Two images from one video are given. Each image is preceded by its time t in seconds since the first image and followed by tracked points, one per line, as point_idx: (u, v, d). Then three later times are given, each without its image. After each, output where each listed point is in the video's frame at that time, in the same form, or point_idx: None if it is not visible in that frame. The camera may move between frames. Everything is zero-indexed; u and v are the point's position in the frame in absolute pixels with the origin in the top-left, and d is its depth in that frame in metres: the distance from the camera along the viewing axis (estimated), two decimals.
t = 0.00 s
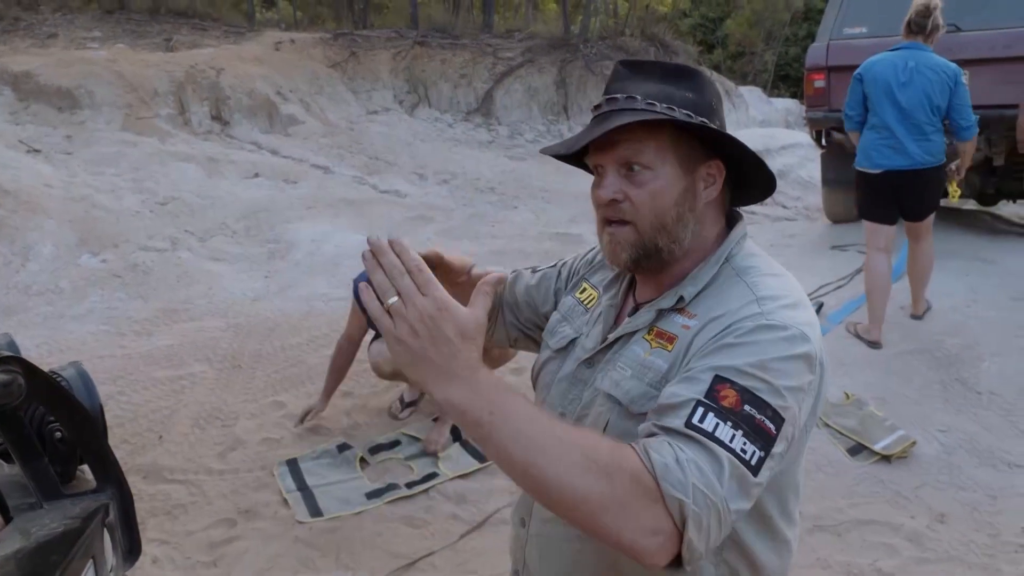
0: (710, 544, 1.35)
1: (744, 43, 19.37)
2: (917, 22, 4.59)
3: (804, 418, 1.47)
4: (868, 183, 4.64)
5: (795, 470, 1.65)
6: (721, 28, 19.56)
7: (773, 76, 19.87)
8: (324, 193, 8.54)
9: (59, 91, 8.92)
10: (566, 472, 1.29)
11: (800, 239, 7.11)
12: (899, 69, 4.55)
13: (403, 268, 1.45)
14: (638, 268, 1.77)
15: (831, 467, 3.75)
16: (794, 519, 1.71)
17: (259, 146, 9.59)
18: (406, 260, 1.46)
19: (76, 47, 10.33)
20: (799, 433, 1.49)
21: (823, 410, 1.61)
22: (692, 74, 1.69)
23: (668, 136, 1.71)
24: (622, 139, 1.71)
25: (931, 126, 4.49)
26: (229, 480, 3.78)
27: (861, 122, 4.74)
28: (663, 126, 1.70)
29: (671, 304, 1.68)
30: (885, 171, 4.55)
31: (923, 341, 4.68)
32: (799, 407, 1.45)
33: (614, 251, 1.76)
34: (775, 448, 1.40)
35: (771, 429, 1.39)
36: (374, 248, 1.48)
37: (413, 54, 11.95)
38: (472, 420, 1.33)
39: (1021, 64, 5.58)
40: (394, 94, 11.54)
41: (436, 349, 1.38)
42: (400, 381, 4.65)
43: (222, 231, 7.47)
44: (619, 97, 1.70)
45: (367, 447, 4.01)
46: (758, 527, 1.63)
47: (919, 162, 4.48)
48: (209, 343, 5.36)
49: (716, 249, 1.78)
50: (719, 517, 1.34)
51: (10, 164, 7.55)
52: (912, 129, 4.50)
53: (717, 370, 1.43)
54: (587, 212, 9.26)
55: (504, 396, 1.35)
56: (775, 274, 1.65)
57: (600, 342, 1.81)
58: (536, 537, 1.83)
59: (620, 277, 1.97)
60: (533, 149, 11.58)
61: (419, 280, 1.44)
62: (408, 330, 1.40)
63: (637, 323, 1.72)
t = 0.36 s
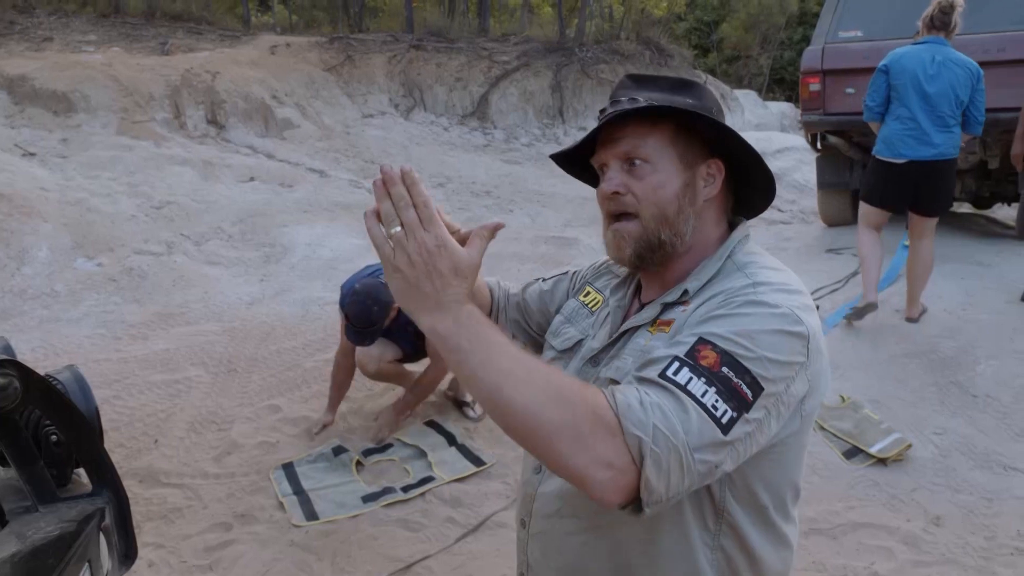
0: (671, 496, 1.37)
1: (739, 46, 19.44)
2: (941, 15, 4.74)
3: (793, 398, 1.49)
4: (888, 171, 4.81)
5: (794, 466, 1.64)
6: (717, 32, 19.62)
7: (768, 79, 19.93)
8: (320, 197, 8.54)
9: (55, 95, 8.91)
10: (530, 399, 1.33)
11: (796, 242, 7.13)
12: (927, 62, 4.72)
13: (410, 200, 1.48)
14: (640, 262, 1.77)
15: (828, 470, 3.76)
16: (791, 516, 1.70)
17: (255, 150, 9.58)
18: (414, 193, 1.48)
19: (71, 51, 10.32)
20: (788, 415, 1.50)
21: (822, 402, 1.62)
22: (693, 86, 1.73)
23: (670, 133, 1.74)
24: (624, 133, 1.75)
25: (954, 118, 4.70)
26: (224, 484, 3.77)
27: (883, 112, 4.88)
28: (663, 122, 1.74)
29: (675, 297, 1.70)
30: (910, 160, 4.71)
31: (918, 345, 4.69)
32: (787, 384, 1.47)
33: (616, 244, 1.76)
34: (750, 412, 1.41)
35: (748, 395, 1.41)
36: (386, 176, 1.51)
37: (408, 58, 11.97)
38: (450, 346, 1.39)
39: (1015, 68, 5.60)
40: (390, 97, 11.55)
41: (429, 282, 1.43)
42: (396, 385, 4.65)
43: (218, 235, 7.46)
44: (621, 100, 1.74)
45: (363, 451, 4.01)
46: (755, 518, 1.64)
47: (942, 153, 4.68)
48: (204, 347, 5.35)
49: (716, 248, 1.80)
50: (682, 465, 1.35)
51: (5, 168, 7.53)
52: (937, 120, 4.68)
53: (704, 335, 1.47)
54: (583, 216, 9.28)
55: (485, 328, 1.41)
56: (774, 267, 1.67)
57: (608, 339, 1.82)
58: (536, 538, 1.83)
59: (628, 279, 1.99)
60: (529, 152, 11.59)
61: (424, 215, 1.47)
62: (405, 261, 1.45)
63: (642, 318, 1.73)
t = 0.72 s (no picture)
0: (641, 459, 1.39)
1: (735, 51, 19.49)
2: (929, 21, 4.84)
3: (781, 387, 1.51)
4: (887, 172, 4.83)
5: (788, 466, 1.63)
6: (713, 37, 19.68)
7: (765, 84, 19.97)
8: (317, 203, 8.54)
9: (52, 102, 8.91)
10: (513, 346, 1.36)
11: (793, 247, 7.14)
12: (922, 64, 4.77)
13: (434, 155, 1.50)
14: (657, 262, 1.76)
15: (825, 474, 3.76)
16: (783, 518, 1.69)
17: (253, 156, 9.59)
18: (438, 149, 1.50)
19: (68, 58, 10.33)
20: (775, 403, 1.52)
21: (815, 404, 1.62)
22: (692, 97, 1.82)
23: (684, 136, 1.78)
24: (640, 134, 1.78)
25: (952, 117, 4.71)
26: (223, 490, 3.77)
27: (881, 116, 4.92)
28: (677, 124, 1.79)
29: (675, 292, 1.72)
30: (909, 159, 4.73)
31: (915, 348, 4.70)
32: (775, 371, 1.49)
33: (635, 242, 1.75)
34: (731, 389, 1.44)
35: (729, 371, 1.44)
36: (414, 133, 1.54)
37: (406, 63, 11.99)
38: (448, 293, 1.42)
39: (1011, 71, 5.62)
40: (387, 103, 11.57)
41: (441, 233, 1.46)
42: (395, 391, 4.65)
43: (215, 241, 7.46)
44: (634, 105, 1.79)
45: (361, 457, 4.01)
46: (743, 514, 1.63)
47: (940, 152, 4.69)
48: (202, 353, 5.35)
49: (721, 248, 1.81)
50: (654, 427, 1.38)
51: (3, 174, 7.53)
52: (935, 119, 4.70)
53: (693, 314, 1.50)
54: (581, 221, 9.29)
55: (485, 281, 1.44)
56: (772, 265, 1.70)
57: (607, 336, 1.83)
58: (531, 539, 1.83)
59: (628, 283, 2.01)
60: (526, 158, 11.60)
61: (444, 171, 1.49)
62: (421, 213, 1.48)
63: (641, 313, 1.73)
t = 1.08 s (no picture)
0: (654, 489, 1.42)
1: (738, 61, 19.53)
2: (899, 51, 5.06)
3: (791, 405, 1.53)
4: (881, 178, 4.90)
5: (795, 478, 1.66)
6: (716, 46, 19.74)
7: (768, 93, 20.02)
8: (321, 212, 8.58)
9: (57, 111, 8.95)
10: (529, 383, 1.38)
11: (796, 255, 7.15)
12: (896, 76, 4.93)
13: (446, 179, 1.47)
14: (667, 269, 1.78)
15: (828, 483, 3.76)
16: (789, 522, 1.72)
17: (257, 165, 9.63)
18: (452, 173, 1.47)
19: (74, 68, 10.39)
20: (784, 421, 1.54)
21: (822, 414, 1.65)
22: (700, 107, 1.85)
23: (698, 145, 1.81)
24: (655, 143, 1.79)
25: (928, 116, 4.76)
26: (227, 498, 3.77)
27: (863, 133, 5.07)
28: (691, 133, 1.81)
29: (684, 303, 1.72)
30: (897, 155, 4.79)
31: (918, 356, 4.70)
32: (785, 391, 1.51)
33: (647, 248, 1.77)
34: (741, 415, 1.45)
35: (740, 398, 1.45)
36: (426, 153, 1.48)
37: (409, 73, 12.04)
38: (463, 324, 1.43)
39: (1013, 79, 5.63)
40: (391, 112, 11.62)
41: (456, 261, 1.46)
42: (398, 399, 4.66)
43: (219, 250, 7.48)
44: (649, 112, 1.81)
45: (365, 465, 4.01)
46: (750, 525, 1.65)
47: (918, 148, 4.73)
48: (206, 362, 5.36)
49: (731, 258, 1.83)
50: (667, 461, 1.40)
51: (9, 183, 7.57)
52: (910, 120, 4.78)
53: (702, 338, 1.51)
54: (584, 230, 9.31)
55: (500, 312, 1.45)
56: (780, 279, 1.71)
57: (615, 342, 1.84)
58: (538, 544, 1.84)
59: (636, 290, 2.01)
60: (529, 167, 11.63)
61: (458, 198, 1.46)
62: (433, 237, 1.47)
63: (649, 322, 1.74)
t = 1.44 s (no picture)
0: (672, 500, 1.42)
1: (746, 68, 19.53)
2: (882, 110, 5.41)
3: (805, 411, 1.54)
4: (878, 179, 4.97)
5: (808, 485, 1.66)
6: (724, 53, 19.74)
7: (776, 100, 20.00)
8: (330, 219, 8.62)
9: (68, 118, 9.02)
10: (542, 402, 1.39)
11: (804, 263, 7.14)
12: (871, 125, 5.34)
13: (449, 201, 1.52)
14: (674, 287, 1.79)
15: (836, 489, 3.75)
16: (802, 531, 1.72)
17: (266, 172, 9.67)
18: (454, 194, 1.52)
19: (84, 75, 10.47)
20: (798, 428, 1.55)
21: (833, 418, 1.66)
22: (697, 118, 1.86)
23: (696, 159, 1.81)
24: (653, 160, 1.80)
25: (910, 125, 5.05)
26: (235, 504, 3.79)
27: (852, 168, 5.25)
28: (690, 147, 1.83)
29: (692, 315, 1.73)
30: (889, 144, 4.93)
31: (927, 364, 4.69)
32: (799, 397, 1.52)
33: (652, 268, 1.78)
34: (757, 423, 1.46)
35: (756, 405, 1.46)
36: (428, 176, 1.55)
37: (418, 80, 12.09)
38: (472, 342, 1.46)
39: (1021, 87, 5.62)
40: (399, 119, 11.66)
41: (462, 282, 1.49)
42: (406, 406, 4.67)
43: (228, 256, 7.52)
44: (645, 127, 1.82)
45: (372, 471, 4.02)
46: (764, 534, 1.65)
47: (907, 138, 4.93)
48: (215, 368, 5.38)
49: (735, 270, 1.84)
50: (684, 471, 1.41)
51: (20, 190, 7.62)
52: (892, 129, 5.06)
53: (714, 347, 1.52)
54: (592, 237, 9.31)
55: (509, 331, 1.47)
56: (789, 286, 1.72)
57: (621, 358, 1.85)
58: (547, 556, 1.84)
59: (638, 303, 2.03)
60: (537, 175, 11.66)
61: (461, 217, 1.51)
62: (438, 261, 1.51)
63: (657, 335, 1.75)
